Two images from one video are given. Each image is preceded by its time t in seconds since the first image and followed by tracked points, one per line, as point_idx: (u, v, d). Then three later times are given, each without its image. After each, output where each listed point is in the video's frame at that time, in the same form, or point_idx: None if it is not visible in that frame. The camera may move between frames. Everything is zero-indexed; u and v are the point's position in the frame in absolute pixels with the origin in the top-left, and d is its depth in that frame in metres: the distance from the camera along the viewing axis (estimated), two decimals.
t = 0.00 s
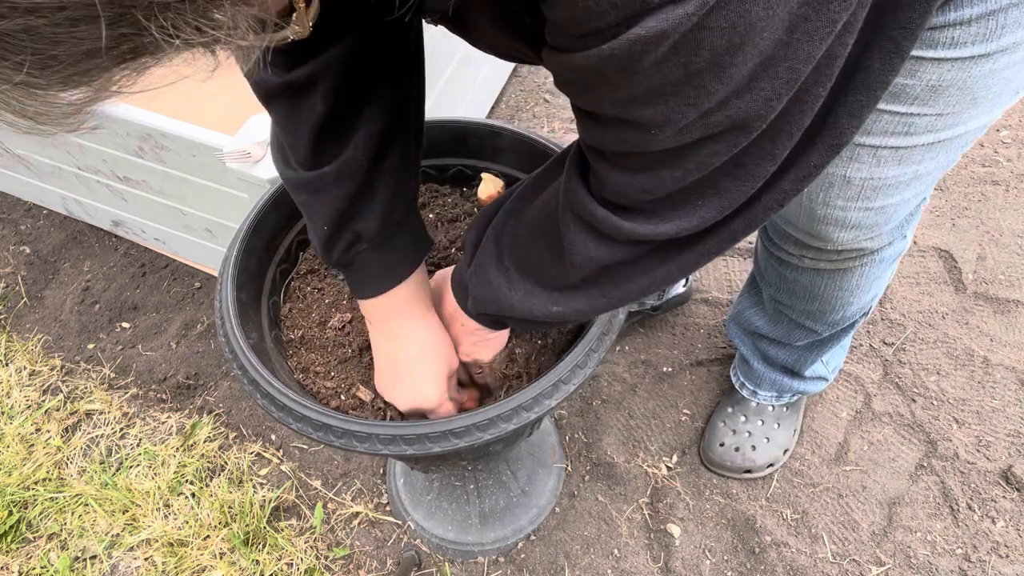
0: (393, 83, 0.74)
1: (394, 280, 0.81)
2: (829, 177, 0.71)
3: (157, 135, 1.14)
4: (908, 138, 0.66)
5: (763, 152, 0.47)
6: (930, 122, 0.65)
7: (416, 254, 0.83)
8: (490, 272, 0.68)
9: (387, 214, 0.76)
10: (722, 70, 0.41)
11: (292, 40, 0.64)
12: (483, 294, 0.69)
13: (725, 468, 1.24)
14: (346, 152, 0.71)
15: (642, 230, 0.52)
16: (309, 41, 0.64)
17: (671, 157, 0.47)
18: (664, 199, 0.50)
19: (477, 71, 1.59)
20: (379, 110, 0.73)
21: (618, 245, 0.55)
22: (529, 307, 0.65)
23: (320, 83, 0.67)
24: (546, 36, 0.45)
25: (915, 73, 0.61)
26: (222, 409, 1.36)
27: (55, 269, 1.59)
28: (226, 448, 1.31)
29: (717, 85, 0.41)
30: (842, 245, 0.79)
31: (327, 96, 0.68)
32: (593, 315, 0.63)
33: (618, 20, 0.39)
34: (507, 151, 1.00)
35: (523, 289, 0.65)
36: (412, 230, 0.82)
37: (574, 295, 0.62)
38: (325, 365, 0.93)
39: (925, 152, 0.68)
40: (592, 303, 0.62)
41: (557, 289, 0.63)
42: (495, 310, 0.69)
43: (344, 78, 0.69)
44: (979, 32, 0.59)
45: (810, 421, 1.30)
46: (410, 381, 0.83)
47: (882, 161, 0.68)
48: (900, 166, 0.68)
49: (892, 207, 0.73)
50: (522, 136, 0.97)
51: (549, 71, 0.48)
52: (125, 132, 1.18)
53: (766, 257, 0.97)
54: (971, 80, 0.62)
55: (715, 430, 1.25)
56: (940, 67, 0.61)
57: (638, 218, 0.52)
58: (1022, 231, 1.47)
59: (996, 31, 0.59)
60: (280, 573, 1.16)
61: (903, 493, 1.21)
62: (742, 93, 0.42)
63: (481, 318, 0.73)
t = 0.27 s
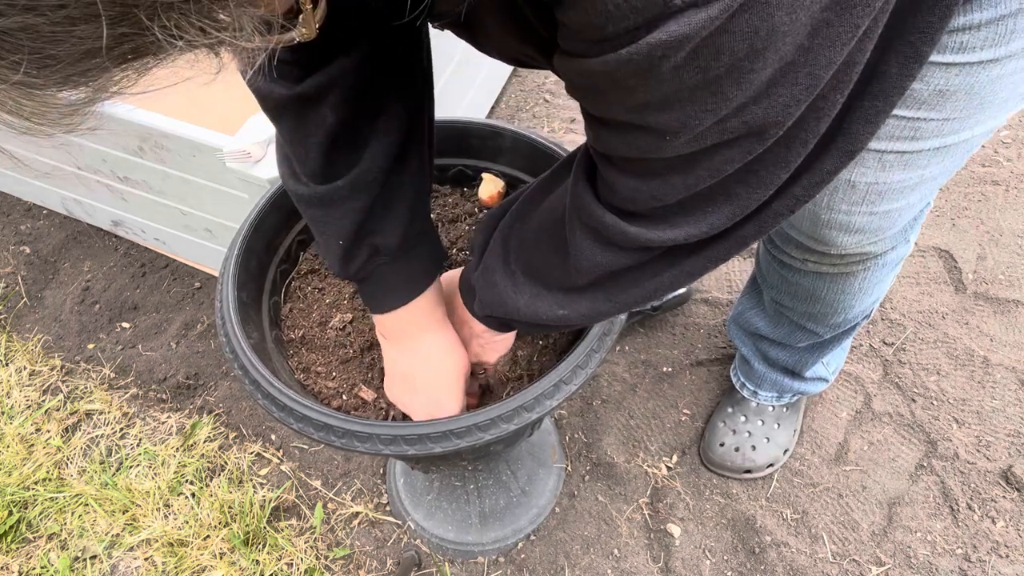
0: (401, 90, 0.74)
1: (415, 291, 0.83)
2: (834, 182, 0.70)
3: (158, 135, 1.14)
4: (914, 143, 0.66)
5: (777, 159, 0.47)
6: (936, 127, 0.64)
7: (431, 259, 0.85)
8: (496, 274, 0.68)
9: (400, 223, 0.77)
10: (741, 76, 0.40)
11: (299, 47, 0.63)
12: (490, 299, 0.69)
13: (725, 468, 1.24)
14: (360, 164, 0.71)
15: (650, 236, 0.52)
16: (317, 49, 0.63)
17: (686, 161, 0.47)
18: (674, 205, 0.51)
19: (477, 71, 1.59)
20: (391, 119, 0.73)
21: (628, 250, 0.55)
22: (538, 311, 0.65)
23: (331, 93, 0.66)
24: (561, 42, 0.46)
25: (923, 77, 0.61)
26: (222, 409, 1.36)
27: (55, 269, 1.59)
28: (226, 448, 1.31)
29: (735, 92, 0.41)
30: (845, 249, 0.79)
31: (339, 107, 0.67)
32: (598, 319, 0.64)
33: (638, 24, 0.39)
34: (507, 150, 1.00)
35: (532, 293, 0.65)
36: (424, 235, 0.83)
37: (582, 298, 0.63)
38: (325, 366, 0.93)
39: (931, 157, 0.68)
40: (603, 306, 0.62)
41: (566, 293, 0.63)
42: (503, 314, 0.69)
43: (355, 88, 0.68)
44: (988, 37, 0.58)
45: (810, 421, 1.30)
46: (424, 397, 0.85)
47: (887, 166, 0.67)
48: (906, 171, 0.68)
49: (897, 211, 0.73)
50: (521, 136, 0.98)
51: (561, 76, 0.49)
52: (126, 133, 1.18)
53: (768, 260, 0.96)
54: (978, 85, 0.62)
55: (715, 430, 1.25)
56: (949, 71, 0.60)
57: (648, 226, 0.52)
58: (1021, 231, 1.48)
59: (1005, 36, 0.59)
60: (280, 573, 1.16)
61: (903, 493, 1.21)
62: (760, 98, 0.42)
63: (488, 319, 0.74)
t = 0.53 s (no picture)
0: (426, 98, 0.73)
1: (431, 299, 0.84)
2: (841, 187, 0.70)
3: (158, 136, 1.14)
4: (923, 149, 0.66)
5: (790, 169, 0.46)
6: (946, 134, 0.65)
7: (451, 269, 0.85)
8: (502, 277, 0.69)
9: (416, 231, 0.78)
10: (758, 87, 0.40)
11: (324, 55, 0.63)
12: (498, 303, 0.69)
13: (725, 468, 1.24)
14: (382, 173, 0.71)
15: (659, 242, 0.52)
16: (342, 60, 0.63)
17: (698, 171, 0.47)
18: (683, 212, 0.51)
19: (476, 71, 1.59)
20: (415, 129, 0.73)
21: (636, 255, 0.55)
22: (545, 315, 0.65)
23: (357, 103, 0.67)
24: (574, 49, 0.46)
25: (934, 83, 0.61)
26: (222, 409, 1.36)
27: (55, 269, 1.59)
28: (225, 448, 1.31)
29: (751, 103, 0.41)
30: (850, 254, 0.79)
31: (364, 116, 0.68)
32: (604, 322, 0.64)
33: (656, 36, 0.39)
34: (507, 151, 1.00)
35: (540, 297, 0.65)
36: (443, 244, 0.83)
37: (590, 302, 0.63)
38: (326, 368, 0.93)
39: (938, 163, 0.68)
40: (611, 310, 0.62)
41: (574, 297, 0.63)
42: (511, 318, 0.69)
43: (380, 98, 0.68)
44: (1000, 44, 0.59)
45: (810, 421, 1.30)
46: (425, 399, 0.86)
47: (895, 172, 0.67)
48: (914, 177, 0.68)
49: (903, 217, 0.73)
50: (521, 137, 0.97)
51: (573, 83, 0.49)
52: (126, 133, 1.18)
53: (771, 263, 0.96)
54: (988, 92, 0.62)
55: (715, 430, 1.25)
56: (961, 78, 0.60)
57: (656, 232, 0.52)
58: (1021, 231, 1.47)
59: (1016, 44, 0.59)
60: (280, 573, 1.16)
61: (903, 493, 1.21)
62: (776, 110, 0.42)
63: (495, 322, 0.75)
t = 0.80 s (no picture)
0: (435, 98, 0.73)
1: (439, 302, 0.82)
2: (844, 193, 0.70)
3: (158, 136, 1.14)
4: (927, 156, 0.66)
5: (790, 173, 0.46)
6: (950, 141, 0.65)
7: (457, 271, 0.83)
8: (504, 280, 0.69)
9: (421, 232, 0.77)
10: (755, 90, 0.40)
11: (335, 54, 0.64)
12: (500, 305, 0.70)
13: (725, 468, 1.24)
14: (391, 175, 0.72)
15: (656, 244, 0.52)
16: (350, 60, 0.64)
17: (695, 173, 0.47)
18: (679, 214, 0.51)
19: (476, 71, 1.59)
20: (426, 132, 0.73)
21: (634, 257, 0.55)
22: (546, 316, 0.65)
23: (365, 103, 0.67)
24: (571, 49, 0.47)
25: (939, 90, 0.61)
26: (221, 409, 1.36)
27: (55, 269, 1.59)
28: (225, 448, 1.31)
29: (749, 106, 0.41)
30: (853, 260, 0.79)
31: (374, 116, 0.68)
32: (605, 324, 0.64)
33: (651, 37, 0.39)
34: (507, 153, 1.00)
35: (541, 298, 0.65)
36: (453, 248, 0.82)
37: (590, 303, 0.63)
38: (327, 371, 0.93)
39: (942, 171, 0.68)
40: (612, 311, 0.62)
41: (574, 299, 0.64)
42: (512, 319, 0.69)
43: (388, 98, 0.68)
44: (1006, 53, 0.59)
45: (810, 421, 1.30)
46: (426, 405, 0.87)
47: (899, 179, 0.67)
48: (917, 184, 0.68)
49: (906, 223, 0.73)
50: (521, 138, 0.97)
51: (570, 82, 0.49)
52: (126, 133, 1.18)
53: (772, 267, 0.96)
54: (993, 100, 0.62)
55: (715, 431, 1.25)
56: (966, 85, 0.61)
57: (654, 234, 0.52)
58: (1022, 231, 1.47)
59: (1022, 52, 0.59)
60: (280, 573, 1.16)
61: (903, 493, 1.21)
62: (773, 113, 0.42)
63: (498, 326, 0.75)
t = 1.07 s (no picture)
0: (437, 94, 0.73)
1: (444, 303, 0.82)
2: (841, 195, 0.70)
3: (158, 136, 1.14)
4: (923, 159, 0.66)
5: (781, 166, 0.46)
6: (946, 144, 0.65)
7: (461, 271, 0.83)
8: (501, 277, 0.70)
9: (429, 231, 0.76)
10: (740, 75, 0.40)
11: (336, 52, 0.64)
12: (498, 303, 0.70)
13: (725, 468, 1.24)
14: (398, 175, 0.72)
15: (647, 237, 0.52)
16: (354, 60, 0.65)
17: (683, 161, 0.46)
18: (669, 206, 0.50)
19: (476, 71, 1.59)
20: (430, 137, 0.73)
21: (626, 249, 0.55)
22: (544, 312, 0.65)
23: (371, 101, 0.67)
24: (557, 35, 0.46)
25: (935, 93, 0.61)
26: (222, 409, 1.36)
27: (55, 269, 1.59)
28: (225, 448, 1.31)
29: (734, 91, 0.41)
30: (849, 263, 0.79)
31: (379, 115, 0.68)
32: (604, 321, 0.64)
33: (634, 19, 0.39)
34: (508, 153, 1.01)
35: (538, 295, 0.65)
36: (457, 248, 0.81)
37: (587, 298, 0.63)
38: (328, 372, 0.93)
39: (938, 174, 0.68)
40: (609, 306, 0.62)
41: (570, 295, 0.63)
42: (510, 315, 0.69)
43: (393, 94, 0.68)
44: (1002, 55, 0.59)
45: (810, 421, 1.30)
46: (430, 408, 0.87)
47: (895, 182, 0.68)
48: (913, 188, 0.68)
49: (902, 226, 0.73)
50: (522, 139, 0.98)
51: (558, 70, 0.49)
52: (126, 133, 1.18)
53: (771, 269, 0.96)
54: (990, 103, 0.62)
55: (715, 430, 1.25)
56: (962, 87, 0.61)
57: (645, 226, 0.52)
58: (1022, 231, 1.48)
59: (1018, 55, 0.59)
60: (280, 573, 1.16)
61: (903, 493, 1.21)
62: (759, 100, 0.41)
63: (499, 326, 0.75)
